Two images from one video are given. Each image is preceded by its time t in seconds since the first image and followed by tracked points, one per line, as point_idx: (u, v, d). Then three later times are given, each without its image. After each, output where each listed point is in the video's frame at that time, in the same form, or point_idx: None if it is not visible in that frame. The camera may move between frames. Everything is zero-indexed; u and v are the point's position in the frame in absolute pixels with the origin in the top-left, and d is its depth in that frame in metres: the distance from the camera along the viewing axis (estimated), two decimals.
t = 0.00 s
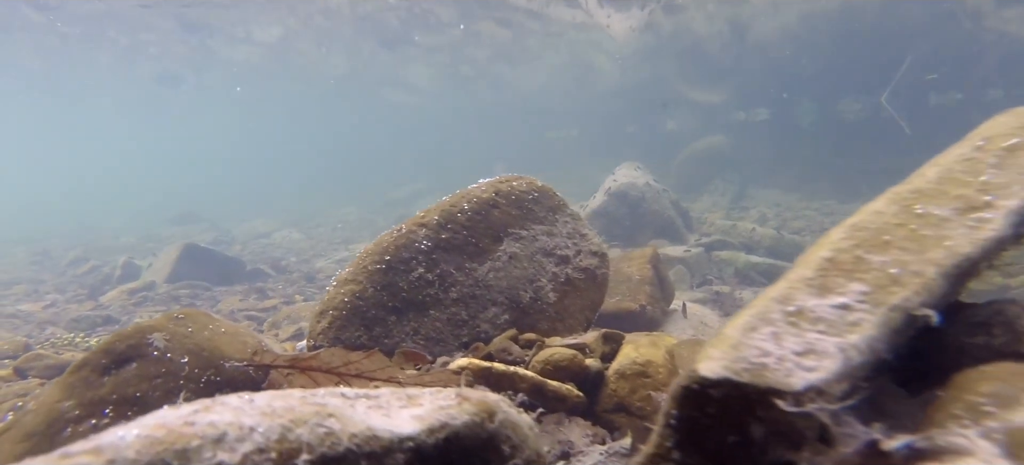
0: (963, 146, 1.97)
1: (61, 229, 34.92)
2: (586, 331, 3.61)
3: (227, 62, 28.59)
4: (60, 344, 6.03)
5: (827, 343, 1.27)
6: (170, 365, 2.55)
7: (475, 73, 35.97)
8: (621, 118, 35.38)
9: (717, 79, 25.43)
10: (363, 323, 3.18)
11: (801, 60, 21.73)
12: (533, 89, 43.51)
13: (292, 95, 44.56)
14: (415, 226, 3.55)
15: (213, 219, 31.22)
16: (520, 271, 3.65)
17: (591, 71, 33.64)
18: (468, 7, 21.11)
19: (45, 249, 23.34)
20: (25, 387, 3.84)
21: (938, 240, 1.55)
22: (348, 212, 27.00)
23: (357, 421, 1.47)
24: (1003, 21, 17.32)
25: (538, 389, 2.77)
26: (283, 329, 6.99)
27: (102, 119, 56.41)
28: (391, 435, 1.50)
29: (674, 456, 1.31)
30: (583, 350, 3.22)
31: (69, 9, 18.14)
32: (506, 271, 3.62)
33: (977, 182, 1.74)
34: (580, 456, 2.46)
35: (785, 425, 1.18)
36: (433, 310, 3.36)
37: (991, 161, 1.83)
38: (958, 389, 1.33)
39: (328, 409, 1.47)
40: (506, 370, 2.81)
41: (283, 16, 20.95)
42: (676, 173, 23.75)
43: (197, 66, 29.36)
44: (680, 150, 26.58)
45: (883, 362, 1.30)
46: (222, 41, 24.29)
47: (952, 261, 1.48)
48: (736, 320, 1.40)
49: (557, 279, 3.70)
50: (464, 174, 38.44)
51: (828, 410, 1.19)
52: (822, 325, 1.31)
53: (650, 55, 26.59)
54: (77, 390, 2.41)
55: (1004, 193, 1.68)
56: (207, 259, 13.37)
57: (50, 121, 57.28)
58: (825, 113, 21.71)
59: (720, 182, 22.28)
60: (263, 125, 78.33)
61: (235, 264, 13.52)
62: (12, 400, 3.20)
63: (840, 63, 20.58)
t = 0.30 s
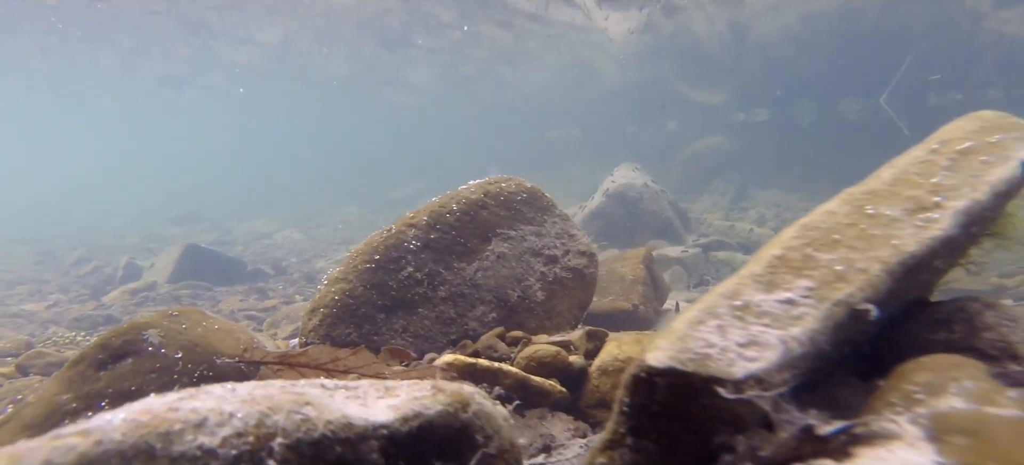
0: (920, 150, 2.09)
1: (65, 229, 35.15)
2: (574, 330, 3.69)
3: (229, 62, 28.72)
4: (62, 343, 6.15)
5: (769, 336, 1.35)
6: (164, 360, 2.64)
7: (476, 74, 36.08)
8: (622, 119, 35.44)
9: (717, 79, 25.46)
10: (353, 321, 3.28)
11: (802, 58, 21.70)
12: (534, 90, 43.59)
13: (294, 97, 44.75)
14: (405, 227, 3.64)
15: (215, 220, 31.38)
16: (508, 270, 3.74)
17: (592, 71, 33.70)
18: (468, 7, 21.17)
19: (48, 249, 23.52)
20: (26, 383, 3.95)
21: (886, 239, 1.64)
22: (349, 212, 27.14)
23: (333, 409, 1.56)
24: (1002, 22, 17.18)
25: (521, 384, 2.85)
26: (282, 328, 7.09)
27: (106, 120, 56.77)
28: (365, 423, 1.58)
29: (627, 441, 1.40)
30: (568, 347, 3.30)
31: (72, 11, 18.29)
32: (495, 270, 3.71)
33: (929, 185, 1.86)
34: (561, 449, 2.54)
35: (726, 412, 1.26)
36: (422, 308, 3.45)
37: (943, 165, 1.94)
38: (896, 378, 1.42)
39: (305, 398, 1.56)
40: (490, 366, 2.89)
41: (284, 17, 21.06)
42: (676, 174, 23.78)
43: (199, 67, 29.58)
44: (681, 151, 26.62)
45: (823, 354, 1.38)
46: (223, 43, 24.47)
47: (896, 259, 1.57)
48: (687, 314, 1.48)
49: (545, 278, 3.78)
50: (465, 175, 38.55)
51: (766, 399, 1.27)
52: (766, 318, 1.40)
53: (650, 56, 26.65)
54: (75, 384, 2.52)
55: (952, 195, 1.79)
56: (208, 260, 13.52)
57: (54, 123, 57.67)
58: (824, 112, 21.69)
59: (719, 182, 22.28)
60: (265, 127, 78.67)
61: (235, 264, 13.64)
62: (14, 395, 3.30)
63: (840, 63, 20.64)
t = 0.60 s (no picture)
0: (880, 151, 2.18)
1: (67, 230, 35.32)
2: (561, 326, 3.77)
3: (230, 63, 28.85)
4: (62, 341, 6.24)
5: (717, 326, 1.44)
6: (158, 355, 2.74)
7: (476, 74, 36.17)
8: (621, 119, 35.53)
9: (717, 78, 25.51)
10: (343, 317, 3.37)
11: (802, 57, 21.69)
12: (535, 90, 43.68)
13: (295, 97, 44.92)
14: (394, 225, 3.73)
15: (216, 220, 31.49)
16: (496, 268, 3.83)
17: (591, 72, 33.79)
18: (468, 8, 21.28)
19: (50, 250, 23.65)
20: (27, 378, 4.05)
21: (837, 236, 1.73)
22: (350, 212, 27.28)
23: (311, 397, 1.66)
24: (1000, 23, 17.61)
25: (505, 379, 2.94)
26: (279, 327, 7.18)
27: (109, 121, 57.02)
28: (342, 411, 1.67)
29: (585, 427, 1.48)
30: (552, 343, 3.39)
31: (73, 12, 18.43)
32: (483, 268, 3.80)
33: (884, 184, 1.95)
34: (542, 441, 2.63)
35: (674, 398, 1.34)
36: (411, 305, 3.54)
37: (899, 166, 2.04)
38: (840, 368, 1.50)
39: (285, 387, 1.66)
40: (474, 361, 2.97)
41: (285, 18, 21.20)
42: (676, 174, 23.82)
43: (200, 68, 29.77)
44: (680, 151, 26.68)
45: (769, 343, 1.47)
46: (225, 44, 24.64)
47: (846, 254, 1.65)
48: (643, 307, 1.57)
49: (533, 275, 3.87)
50: (466, 175, 38.63)
51: (711, 384, 1.35)
52: (715, 310, 1.48)
53: (649, 56, 26.73)
54: (72, 378, 2.62)
55: (905, 194, 1.89)
56: (208, 259, 13.63)
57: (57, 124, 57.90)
58: (825, 111, 21.76)
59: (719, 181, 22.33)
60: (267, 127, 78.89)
61: (236, 264, 13.76)
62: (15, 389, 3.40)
63: (840, 62, 20.62)
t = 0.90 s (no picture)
0: (843, 151, 2.27)
1: (70, 229, 35.50)
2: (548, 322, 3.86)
3: (231, 63, 28.97)
4: (64, 336, 6.36)
5: (670, 318, 1.53)
6: (153, 348, 2.83)
7: (477, 74, 36.25)
8: (622, 118, 35.56)
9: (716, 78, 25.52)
10: (334, 312, 3.47)
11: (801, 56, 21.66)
12: (536, 90, 43.69)
13: (296, 97, 45.02)
14: (384, 223, 3.81)
15: (217, 219, 31.58)
16: (485, 266, 3.92)
17: (592, 72, 33.84)
18: (467, 8, 21.35)
19: (52, 249, 23.78)
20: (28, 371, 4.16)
21: (793, 233, 1.81)
22: (350, 211, 27.41)
23: (291, 384, 1.75)
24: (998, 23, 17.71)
25: (489, 372, 3.02)
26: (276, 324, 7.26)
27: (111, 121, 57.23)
28: (321, 398, 1.76)
29: (547, 413, 1.56)
30: (537, 338, 3.47)
31: (75, 13, 18.56)
32: (472, 265, 3.89)
33: (843, 184, 2.04)
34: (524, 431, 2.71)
35: (626, 385, 1.43)
36: (400, 301, 3.64)
37: (859, 166, 2.13)
38: (789, 357, 1.58)
39: (267, 374, 1.75)
40: (459, 355, 3.05)
41: (285, 19, 21.29)
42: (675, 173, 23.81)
43: (202, 68, 29.94)
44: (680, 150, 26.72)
45: (720, 333, 1.55)
46: (226, 45, 24.77)
47: (800, 251, 1.74)
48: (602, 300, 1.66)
49: (520, 273, 3.96)
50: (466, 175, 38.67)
51: (662, 372, 1.44)
52: (670, 302, 1.57)
53: (649, 56, 26.78)
54: (70, 369, 2.73)
55: (862, 193, 1.98)
56: (208, 258, 13.73)
57: (59, 123, 58.12)
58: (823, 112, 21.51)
59: (718, 180, 22.32)
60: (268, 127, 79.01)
61: (235, 263, 13.87)
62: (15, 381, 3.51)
63: (840, 62, 20.64)
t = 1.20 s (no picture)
0: (811, 151, 2.36)
1: (73, 228, 35.73)
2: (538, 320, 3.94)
3: (234, 63, 29.18)
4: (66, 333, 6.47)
5: (630, 312, 1.62)
6: (149, 343, 2.92)
7: (478, 74, 36.40)
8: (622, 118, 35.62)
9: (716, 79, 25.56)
10: (325, 309, 3.56)
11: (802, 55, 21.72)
12: (537, 90, 43.76)
13: (298, 97, 45.21)
14: (375, 223, 3.90)
15: (219, 218, 31.73)
16: (475, 264, 4.01)
17: (592, 72, 33.94)
18: (467, 9, 21.49)
19: (56, 247, 23.98)
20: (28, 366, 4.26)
21: (754, 231, 1.90)
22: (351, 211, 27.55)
23: (275, 375, 1.84)
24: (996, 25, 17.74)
25: (475, 367, 3.10)
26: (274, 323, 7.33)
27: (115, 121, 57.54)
28: (303, 388, 1.86)
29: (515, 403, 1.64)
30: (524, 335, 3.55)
31: (79, 13, 18.75)
32: (462, 264, 3.98)
33: (807, 184, 2.12)
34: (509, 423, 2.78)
35: (586, 374, 1.52)
36: (390, 298, 3.73)
37: (824, 167, 2.22)
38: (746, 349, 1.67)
39: (251, 365, 1.85)
40: (447, 350, 3.14)
41: (286, 19, 21.44)
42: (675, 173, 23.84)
43: (204, 69, 30.14)
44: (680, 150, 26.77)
45: (680, 327, 1.64)
46: (228, 45, 24.95)
47: (759, 248, 1.83)
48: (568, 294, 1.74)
49: (510, 272, 4.05)
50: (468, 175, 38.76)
51: (621, 363, 1.52)
52: (631, 297, 1.66)
53: (649, 56, 26.85)
54: (68, 363, 2.83)
55: (826, 193, 2.06)
56: (208, 257, 13.84)
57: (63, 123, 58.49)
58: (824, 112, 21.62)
59: (718, 180, 22.36)
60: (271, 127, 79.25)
61: (236, 262, 14.00)
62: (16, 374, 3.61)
63: (841, 64, 20.89)
